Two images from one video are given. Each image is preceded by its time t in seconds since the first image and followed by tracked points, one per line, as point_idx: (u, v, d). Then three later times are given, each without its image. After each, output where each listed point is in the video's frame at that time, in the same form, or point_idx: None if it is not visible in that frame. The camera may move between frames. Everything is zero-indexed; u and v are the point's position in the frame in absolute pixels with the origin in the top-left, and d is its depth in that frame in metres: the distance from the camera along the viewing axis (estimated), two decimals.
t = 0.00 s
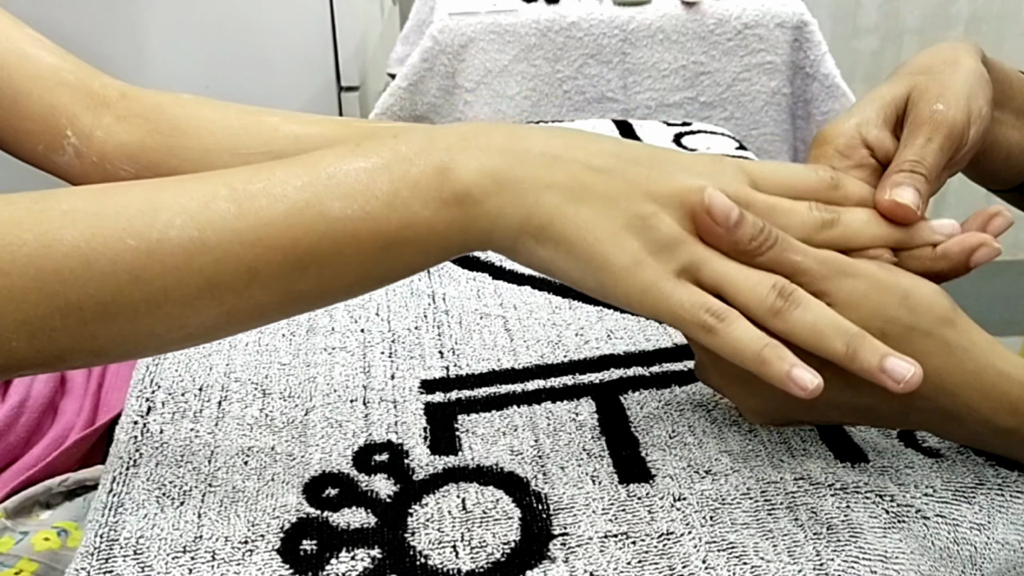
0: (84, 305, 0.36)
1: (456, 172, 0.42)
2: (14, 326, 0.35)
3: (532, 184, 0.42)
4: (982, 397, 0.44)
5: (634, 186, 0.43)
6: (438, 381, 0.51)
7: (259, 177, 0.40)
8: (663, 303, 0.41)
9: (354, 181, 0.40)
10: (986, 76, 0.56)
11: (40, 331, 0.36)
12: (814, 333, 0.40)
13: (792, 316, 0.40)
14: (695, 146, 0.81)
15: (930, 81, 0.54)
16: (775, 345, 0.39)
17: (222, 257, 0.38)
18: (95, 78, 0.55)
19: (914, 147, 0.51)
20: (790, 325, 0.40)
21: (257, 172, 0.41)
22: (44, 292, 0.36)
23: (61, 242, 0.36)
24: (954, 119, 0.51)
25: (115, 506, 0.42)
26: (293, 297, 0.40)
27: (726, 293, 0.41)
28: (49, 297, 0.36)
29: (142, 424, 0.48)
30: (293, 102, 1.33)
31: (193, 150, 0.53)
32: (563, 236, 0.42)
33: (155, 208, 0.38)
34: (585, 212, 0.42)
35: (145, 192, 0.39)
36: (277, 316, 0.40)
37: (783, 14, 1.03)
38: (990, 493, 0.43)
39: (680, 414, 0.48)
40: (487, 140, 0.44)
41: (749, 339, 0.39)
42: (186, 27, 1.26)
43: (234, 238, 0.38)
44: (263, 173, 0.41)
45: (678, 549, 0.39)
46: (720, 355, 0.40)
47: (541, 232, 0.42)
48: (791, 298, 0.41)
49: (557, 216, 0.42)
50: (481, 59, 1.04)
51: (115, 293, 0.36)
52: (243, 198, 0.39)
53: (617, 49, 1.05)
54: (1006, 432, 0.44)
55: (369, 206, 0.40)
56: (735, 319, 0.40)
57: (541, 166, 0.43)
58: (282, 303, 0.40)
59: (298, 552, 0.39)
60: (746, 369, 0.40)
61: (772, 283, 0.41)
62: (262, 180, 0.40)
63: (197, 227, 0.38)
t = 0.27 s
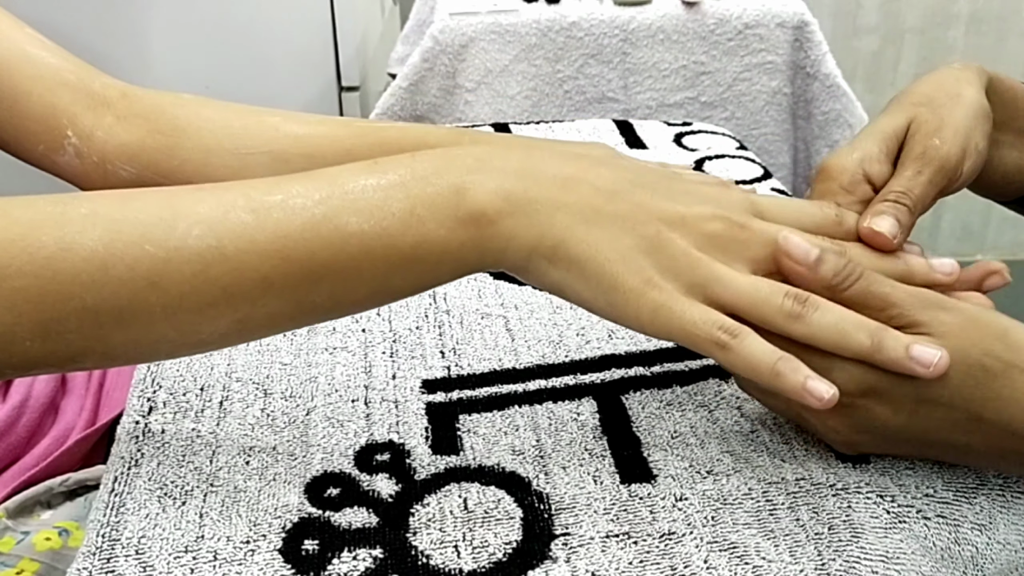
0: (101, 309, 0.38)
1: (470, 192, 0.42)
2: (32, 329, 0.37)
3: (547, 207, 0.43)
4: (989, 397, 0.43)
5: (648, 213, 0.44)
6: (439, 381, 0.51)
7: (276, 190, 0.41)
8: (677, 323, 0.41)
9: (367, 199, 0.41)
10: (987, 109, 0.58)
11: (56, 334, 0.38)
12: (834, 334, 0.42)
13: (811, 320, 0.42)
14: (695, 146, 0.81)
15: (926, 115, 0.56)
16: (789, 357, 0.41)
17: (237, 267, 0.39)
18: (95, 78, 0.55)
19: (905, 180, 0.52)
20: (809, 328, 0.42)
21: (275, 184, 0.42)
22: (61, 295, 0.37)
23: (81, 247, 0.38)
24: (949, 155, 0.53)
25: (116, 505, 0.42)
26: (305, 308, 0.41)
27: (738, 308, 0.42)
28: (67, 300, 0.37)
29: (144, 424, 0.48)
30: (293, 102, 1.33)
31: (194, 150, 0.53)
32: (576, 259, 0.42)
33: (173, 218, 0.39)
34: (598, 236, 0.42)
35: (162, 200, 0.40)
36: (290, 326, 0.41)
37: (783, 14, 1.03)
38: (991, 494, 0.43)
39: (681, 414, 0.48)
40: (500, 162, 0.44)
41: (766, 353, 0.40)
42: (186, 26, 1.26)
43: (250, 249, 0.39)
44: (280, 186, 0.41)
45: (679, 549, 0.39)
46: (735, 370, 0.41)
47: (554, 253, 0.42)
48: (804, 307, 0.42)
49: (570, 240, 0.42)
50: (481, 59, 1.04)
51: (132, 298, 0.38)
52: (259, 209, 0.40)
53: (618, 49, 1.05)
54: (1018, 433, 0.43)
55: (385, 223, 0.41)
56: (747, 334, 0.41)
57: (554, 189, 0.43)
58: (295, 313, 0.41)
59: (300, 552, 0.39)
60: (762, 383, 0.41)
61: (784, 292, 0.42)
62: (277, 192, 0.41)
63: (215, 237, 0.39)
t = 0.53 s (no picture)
0: (95, 318, 0.38)
1: (467, 208, 0.42)
2: (25, 335, 0.37)
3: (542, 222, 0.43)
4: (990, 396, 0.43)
5: (641, 230, 0.43)
6: (439, 381, 0.51)
7: (273, 203, 0.41)
8: (672, 336, 0.41)
9: (365, 211, 0.41)
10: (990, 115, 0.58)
11: (50, 342, 0.38)
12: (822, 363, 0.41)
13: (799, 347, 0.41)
14: (695, 146, 0.81)
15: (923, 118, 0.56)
16: (784, 371, 0.40)
17: (233, 279, 0.39)
18: (95, 78, 0.55)
19: (898, 176, 0.52)
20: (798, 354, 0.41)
21: (272, 197, 0.42)
22: (55, 304, 0.37)
23: (77, 257, 0.38)
24: (948, 155, 0.53)
25: (116, 506, 0.42)
26: (300, 319, 0.41)
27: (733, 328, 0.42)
28: (60, 311, 0.37)
29: (144, 424, 0.48)
30: (293, 102, 1.33)
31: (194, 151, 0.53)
32: (571, 273, 0.42)
33: (169, 228, 0.39)
34: (593, 250, 0.42)
35: (159, 211, 0.40)
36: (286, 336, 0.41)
37: (783, 14, 1.03)
38: (992, 492, 0.43)
39: (681, 414, 0.48)
40: (498, 174, 0.44)
41: (759, 364, 0.40)
42: (187, 26, 1.26)
43: (246, 262, 0.39)
44: (277, 199, 0.41)
45: (679, 549, 0.39)
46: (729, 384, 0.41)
47: (549, 266, 0.42)
48: (798, 331, 0.41)
49: (566, 254, 0.42)
50: (481, 59, 1.04)
51: (125, 310, 0.38)
52: (256, 221, 0.40)
53: (618, 49, 1.05)
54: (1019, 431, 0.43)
55: (381, 236, 0.41)
56: (742, 347, 0.41)
57: (550, 204, 0.43)
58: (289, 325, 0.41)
59: (300, 552, 0.39)
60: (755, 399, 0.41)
61: (777, 315, 0.42)
62: (275, 204, 0.41)
63: (211, 248, 0.39)
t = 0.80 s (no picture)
0: (87, 317, 0.38)
1: (454, 190, 0.42)
2: (18, 337, 0.37)
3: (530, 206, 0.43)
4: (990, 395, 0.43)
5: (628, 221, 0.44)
6: (438, 381, 0.51)
7: (262, 194, 0.41)
8: (636, 338, 0.41)
9: (353, 198, 0.41)
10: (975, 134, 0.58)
11: (44, 342, 0.38)
12: (776, 389, 0.41)
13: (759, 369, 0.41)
14: (695, 145, 0.81)
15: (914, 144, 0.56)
16: (733, 402, 0.40)
17: (224, 271, 0.39)
18: (95, 78, 0.55)
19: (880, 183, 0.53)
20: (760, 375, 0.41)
21: (259, 188, 0.42)
22: (48, 301, 0.37)
23: (68, 255, 0.38)
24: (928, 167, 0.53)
25: (115, 506, 0.42)
26: (294, 310, 0.41)
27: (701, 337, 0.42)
28: (52, 308, 0.37)
29: (142, 424, 0.48)
30: (292, 102, 1.33)
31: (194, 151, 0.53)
32: (555, 258, 0.42)
33: (158, 222, 0.40)
34: (579, 239, 0.42)
35: (149, 206, 0.40)
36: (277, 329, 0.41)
37: (783, 14, 1.03)
38: (992, 492, 0.43)
39: (681, 414, 0.48)
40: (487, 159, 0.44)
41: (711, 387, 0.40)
42: (186, 25, 1.26)
43: (236, 254, 0.39)
44: (265, 190, 0.42)
45: (679, 549, 0.38)
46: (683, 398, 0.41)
47: (533, 253, 0.43)
48: (759, 352, 0.41)
49: (551, 240, 0.42)
50: (481, 59, 1.04)
51: (119, 308, 0.38)
52: (245, 214, 0.40)
53: (617, 49, 1.05)
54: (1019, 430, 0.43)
55: (370, 223, 0.41)
56: (701, 366, 0.40)
57: (540, 190, 0.43)
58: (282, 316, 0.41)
59: (299, 552, 0.39)
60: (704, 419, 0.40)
61: (743, 331, 0.41)
62: (264, 196, 0.41)
63: (200, 241, 0.39)
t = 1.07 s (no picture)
0: (66, 317, 0.37)
1: (437, 174, 0.43)
2: None
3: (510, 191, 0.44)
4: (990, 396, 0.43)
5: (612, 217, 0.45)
6: (438, 381, 0.51)
7: (240, 186, 0.41)
8: (614, 337, 0.43)
9: (334, 186, 0.41)
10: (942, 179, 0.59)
11: (23, 346, 0.37)
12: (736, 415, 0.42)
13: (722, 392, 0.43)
14: (695, 145, 0.81)
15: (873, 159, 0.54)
16: (711, 404, 0.41)
17: (205, 266, 0.39)
18: (95, 78, 0.55)
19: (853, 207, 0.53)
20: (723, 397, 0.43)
21: (238, 182, 0.42)
22: (29, 304, 0.37)
23: (44, 255, 0.37)
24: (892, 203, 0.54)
25: (114, 506, 0.42)
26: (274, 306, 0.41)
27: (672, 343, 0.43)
28: (30, 311, 0.37)
29: (142, 424, 0.47)
30: (291, 101, 1.32)
31: (193, 151, 0.53)
32: (536, 248, 0.43)
33: (134, 221, 0.39)
34: (561, 229, 0.43)
35: (123, 204, 0.40)
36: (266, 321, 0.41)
37: (783, 13, 1.03)
38: (992, 492, 0.42)
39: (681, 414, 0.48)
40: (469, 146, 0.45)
41: (688, 394, 0.41)
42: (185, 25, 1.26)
43: (216, 248, 0.39)
44: (243, 183, 0.42)
45: (679, 549, 0.38)
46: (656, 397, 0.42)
47: (515, 240, 0.43)
48: (722, 376, 0.43)
49: (532, 226, 0.43)
50: (481, 58, 1.04)
51: (99, 306, 0.38)
52: (222, 207, 0.40)
53: (617, 48, 1.05)
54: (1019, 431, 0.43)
55: (350, 210, 0.41)
56: (679, 368, 0.42)
57: (523, 178, 0.44)
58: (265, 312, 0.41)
59: (298, 552, 0.39)
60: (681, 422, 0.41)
61: (710, 353, 0.43)
62: (242, 188, 0.41)
63: (178, 236, 0.39)
